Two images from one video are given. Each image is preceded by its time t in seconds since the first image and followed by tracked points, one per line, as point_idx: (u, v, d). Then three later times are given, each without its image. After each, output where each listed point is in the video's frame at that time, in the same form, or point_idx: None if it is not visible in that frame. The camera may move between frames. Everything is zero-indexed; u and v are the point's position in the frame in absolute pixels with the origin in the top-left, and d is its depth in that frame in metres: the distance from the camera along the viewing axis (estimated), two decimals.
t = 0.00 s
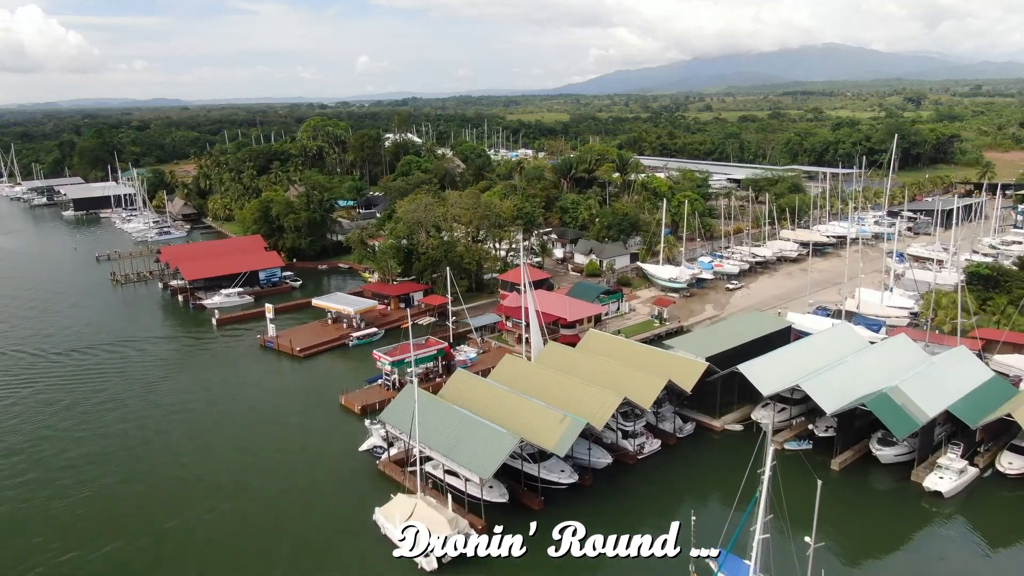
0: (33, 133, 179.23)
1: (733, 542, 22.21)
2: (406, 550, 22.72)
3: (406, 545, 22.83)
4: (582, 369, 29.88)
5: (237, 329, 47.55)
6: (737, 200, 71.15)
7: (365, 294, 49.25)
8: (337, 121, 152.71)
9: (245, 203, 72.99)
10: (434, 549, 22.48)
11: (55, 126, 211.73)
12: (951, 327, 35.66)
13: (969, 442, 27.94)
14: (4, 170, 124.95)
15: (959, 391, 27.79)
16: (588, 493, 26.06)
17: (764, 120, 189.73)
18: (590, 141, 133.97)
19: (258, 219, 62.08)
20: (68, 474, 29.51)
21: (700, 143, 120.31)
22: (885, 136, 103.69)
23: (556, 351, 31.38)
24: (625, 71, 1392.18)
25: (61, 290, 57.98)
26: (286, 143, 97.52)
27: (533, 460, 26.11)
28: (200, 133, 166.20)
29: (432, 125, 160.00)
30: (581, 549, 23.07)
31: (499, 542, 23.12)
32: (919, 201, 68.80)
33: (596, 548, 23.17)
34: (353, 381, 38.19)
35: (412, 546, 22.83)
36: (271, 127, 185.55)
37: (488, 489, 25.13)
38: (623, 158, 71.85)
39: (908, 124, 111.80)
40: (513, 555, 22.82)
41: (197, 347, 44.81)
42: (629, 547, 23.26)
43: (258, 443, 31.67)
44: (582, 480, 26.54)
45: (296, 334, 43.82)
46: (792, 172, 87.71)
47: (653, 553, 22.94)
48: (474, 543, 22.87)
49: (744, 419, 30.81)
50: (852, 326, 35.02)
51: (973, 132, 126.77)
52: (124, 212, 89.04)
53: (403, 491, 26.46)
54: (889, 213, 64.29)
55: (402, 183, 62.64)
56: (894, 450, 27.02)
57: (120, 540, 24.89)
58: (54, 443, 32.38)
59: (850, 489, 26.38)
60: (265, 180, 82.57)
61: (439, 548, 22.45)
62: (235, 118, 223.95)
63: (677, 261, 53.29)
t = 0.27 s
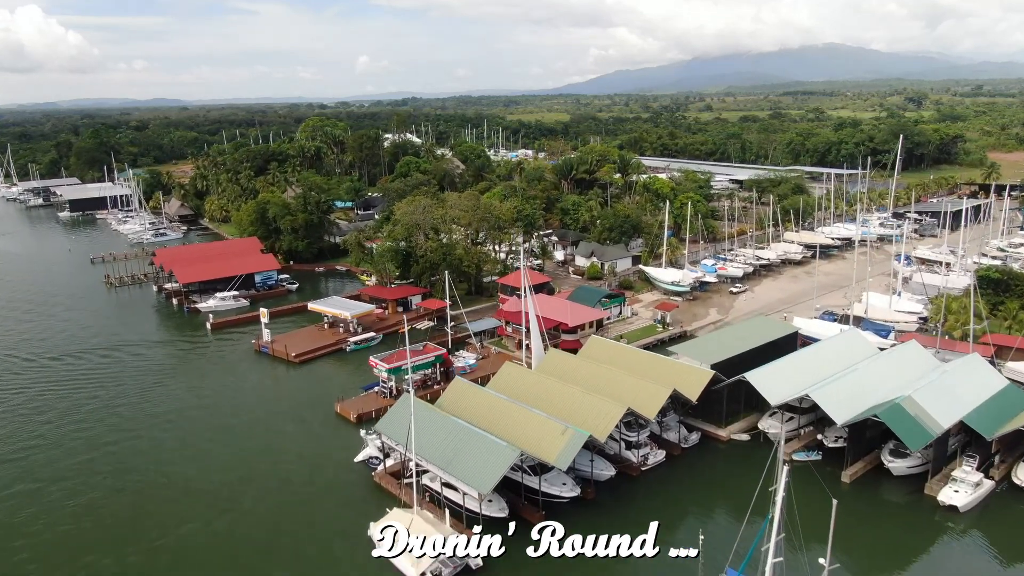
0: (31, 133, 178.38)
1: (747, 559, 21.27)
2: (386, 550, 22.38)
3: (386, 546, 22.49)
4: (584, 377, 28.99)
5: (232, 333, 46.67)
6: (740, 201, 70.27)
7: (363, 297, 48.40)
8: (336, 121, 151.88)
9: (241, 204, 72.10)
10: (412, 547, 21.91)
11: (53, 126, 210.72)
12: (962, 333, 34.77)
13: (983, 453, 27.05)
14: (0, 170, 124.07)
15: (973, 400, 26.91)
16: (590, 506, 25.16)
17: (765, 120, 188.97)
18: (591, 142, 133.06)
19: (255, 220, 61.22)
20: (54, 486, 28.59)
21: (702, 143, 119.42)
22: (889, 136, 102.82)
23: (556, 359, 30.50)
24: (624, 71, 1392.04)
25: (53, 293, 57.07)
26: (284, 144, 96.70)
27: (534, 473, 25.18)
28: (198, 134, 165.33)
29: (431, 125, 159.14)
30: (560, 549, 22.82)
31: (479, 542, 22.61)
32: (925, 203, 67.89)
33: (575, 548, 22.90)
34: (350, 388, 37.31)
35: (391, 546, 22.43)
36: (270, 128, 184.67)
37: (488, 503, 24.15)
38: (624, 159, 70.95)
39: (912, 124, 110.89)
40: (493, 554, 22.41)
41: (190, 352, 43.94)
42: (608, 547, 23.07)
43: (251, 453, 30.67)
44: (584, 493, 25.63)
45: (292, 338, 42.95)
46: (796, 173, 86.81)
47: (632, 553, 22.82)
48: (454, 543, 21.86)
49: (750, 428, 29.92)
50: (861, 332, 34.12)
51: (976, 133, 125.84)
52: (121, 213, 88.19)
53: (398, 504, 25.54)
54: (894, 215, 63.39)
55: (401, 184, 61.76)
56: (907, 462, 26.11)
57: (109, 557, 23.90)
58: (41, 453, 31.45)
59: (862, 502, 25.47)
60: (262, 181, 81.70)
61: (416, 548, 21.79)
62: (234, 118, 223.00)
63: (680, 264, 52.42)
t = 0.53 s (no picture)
0: (29, 134, 177.74)
1: None
2: (365, 551, 22.74)
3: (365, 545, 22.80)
4: (586, 386, 28.07)
5: (227, 338, 45.77)
6: (743, 203, 69.44)
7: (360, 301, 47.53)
8: (335, 121, 150.99)
9: (238, 205, 71.23)
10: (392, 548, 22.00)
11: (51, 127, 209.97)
12: (974, 338, 33.90)
13: (1000, 465, 26.12)
14: None
15: (988, 410, 26.02)
16: (592, 521, 24.25)
17: (765, 120, 188.22)
18: (591, 142, 132.16)
19: (252, 222, 60.39)
20: (39, 497, 27.64)
21: (703, 144, 118.56)
22: (892, 136, 102.00)
23: (558, 367, 29.60)
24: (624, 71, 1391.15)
25: (46, 296, 56.14)
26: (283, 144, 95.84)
27: (535, 486, 24.23)
28: (197, 134, 164.50)
29: (431, 126, 158.25)
30: (538, 550, 22.56)
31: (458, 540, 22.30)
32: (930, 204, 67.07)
33: (553, 548, 22.66)
34: (346, 394, 36.42)
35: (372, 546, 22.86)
36: (269, 128, 183.77)
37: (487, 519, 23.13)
38: (625, 159, 70.12)
39: (915, 125, 110.04)
40: (471, 555, 21.84)
41: (184, 357, 43.04)
42: (586, 547, 22.94)
43: (245, 464, 29.62)
44: (587, 507, 24.70)
45: (287, 343, 42.04)
46: (798, 173, 85.97)
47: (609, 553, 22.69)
48: (432, 543, 21.61)
49: (758, 438, 29.00)
50: (871, 338, 33.22)
51: (979, 133, 125.04)
52: (117, 215, 87.32)
53: (395, 519, 24.64)
54: (899, 216, 62.55)
55: (399, 186, 60.90)
56: (921, 474, 25.18)
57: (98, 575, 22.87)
58: (26, 462, 30.52)
59: (876, 516, 24.53)
60: (260, 183, 80.85)
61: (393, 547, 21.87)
62: (232, 118, 222.08)
63: (683, 267, 51.56)
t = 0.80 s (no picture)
0: (26, 134, 177.05)
1: None
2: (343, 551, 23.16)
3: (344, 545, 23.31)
4: (588, 395, 27.20)
5: (221, 342, 44.86)
6: (746, 204, 68.60)
7: (357, 305, 46.68)
8: (334, 122, 150.11)
9: (234, 207, 70.37)
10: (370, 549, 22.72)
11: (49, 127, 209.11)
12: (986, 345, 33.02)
13: (1017, 477, 25.22)
14: None
15: (1004, 420, 25.16)
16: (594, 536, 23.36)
17: (766, 120, 187.45)
18: (592, 142, 131.26)
19: (248, 223, 59.82)
20: (23, 510, 26.74)
21: (705, 144, 117.65)
22: (895, 137, 101.09)
23: (559, 375, 28.75)
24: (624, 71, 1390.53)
25: (38, 300, 55.22)
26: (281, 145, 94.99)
27: (536, 500, 23.33)
28: (195, 134, 163.64)
29: (430, 126, 157.35)
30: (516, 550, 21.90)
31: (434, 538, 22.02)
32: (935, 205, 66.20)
33: (532, 548, 22.04)
34: (342, 402, 35.54)
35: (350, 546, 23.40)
36: (267, 128, 182.88)
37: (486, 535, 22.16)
38: (626, 160, 69.22)
39: (918, 125, 109.21)
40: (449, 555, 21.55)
41: (177, 362, 42.16)
42: (565, 547, 22.38)
43: (238, 476, 28.63)
44: (589, 522, 23.81)
45: (282, 348, 41.16)
46: (801, 174, 85.12)
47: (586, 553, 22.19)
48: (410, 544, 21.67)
49: (766, 448, 28.12)
50: (880, 345, 32.34)
51: (982, 133, 124.20)
52: (112, 216, 86.43)
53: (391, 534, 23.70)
54: (904, 218, 61.69)
55: (397, 187, 60.05)
56: (935, 488, 24.30)
57: None
58: (11, 472, 29.62)
59: (890, 530, 23.63)
60: (258, 184, 79.98)
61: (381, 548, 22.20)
62: (231, 118, 221.19)
63: (685, 270, 50.70)
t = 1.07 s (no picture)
0: (23, 134, 176.08)
1: None
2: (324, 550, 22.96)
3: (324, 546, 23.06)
4: (590, 408, 26.19)
5: (214, 348, 43.86)
6: (749, 206, 67.65)
7: (354, 309, 45.70)
8: (332, 122, 149.12)
9: (230, 208, 69.38)
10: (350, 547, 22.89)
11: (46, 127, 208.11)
12: (1000, 353, 32.03)
13: None
14: None
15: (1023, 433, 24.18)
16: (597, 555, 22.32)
17: (767, 120, 186.60)
18: (592, 143, 130.28)
19: (243, 226, 58.87)
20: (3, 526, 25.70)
21: (706, 144, 116.68)
22: (898, 137, 100.08)
23: (560, 386, 27.73)
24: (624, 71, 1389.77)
25: (29, 303, 54.17)
26: (278, 145, 94.03)
27: (537, 518, 22.29)
28: (193, 134, 162.66)
29: (430, 126, 156.36)
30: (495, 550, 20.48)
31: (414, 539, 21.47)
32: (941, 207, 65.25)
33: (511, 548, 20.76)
34: (337, 409, 34.52)
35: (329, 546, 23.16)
36: (265, 128, 181.93)
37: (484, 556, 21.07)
38: (628, 161, 68.20)
39: (921, 125, 108.27)
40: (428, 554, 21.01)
41: (168, 369, 41.13)
42: (545, 547, 21.17)
43: (231, 488, 27.66)
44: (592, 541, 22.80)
45: (276, 355, 40.11)
46: (805, 176, 84.15)
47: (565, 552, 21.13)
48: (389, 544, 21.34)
49: (775, 462, 27.12)
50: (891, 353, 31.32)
51: (986, 134, 123.25)
52: (107, 217, 85.38)
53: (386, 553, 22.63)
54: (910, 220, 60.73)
55: (395, 189, 59.08)
56: (952, 504, 23.29)
57: None
58: None
59: (907, 549, 22.55)
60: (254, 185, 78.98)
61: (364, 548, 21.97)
62: (229, 119, 220.21)
63: (689, 274, 49.71)
